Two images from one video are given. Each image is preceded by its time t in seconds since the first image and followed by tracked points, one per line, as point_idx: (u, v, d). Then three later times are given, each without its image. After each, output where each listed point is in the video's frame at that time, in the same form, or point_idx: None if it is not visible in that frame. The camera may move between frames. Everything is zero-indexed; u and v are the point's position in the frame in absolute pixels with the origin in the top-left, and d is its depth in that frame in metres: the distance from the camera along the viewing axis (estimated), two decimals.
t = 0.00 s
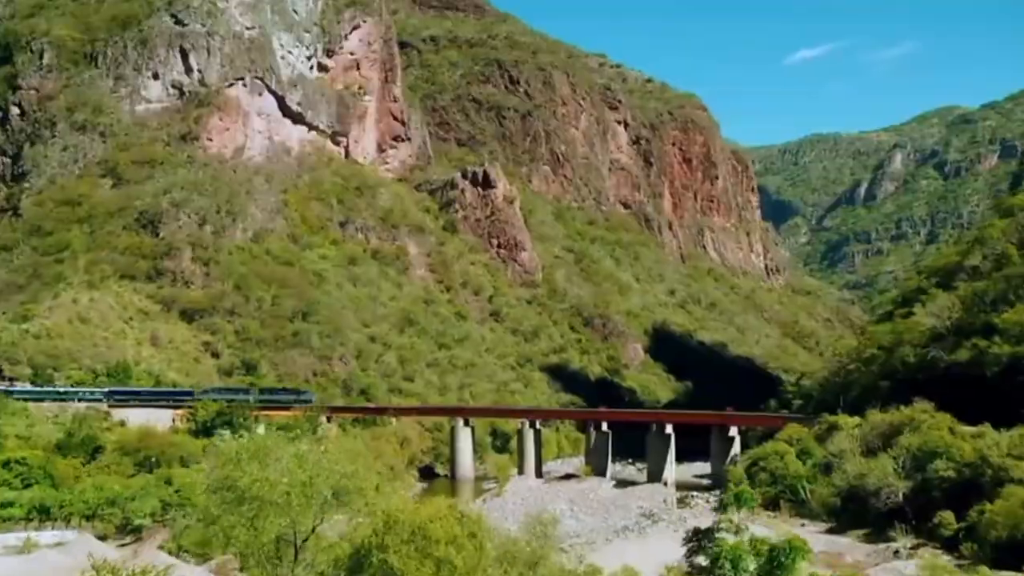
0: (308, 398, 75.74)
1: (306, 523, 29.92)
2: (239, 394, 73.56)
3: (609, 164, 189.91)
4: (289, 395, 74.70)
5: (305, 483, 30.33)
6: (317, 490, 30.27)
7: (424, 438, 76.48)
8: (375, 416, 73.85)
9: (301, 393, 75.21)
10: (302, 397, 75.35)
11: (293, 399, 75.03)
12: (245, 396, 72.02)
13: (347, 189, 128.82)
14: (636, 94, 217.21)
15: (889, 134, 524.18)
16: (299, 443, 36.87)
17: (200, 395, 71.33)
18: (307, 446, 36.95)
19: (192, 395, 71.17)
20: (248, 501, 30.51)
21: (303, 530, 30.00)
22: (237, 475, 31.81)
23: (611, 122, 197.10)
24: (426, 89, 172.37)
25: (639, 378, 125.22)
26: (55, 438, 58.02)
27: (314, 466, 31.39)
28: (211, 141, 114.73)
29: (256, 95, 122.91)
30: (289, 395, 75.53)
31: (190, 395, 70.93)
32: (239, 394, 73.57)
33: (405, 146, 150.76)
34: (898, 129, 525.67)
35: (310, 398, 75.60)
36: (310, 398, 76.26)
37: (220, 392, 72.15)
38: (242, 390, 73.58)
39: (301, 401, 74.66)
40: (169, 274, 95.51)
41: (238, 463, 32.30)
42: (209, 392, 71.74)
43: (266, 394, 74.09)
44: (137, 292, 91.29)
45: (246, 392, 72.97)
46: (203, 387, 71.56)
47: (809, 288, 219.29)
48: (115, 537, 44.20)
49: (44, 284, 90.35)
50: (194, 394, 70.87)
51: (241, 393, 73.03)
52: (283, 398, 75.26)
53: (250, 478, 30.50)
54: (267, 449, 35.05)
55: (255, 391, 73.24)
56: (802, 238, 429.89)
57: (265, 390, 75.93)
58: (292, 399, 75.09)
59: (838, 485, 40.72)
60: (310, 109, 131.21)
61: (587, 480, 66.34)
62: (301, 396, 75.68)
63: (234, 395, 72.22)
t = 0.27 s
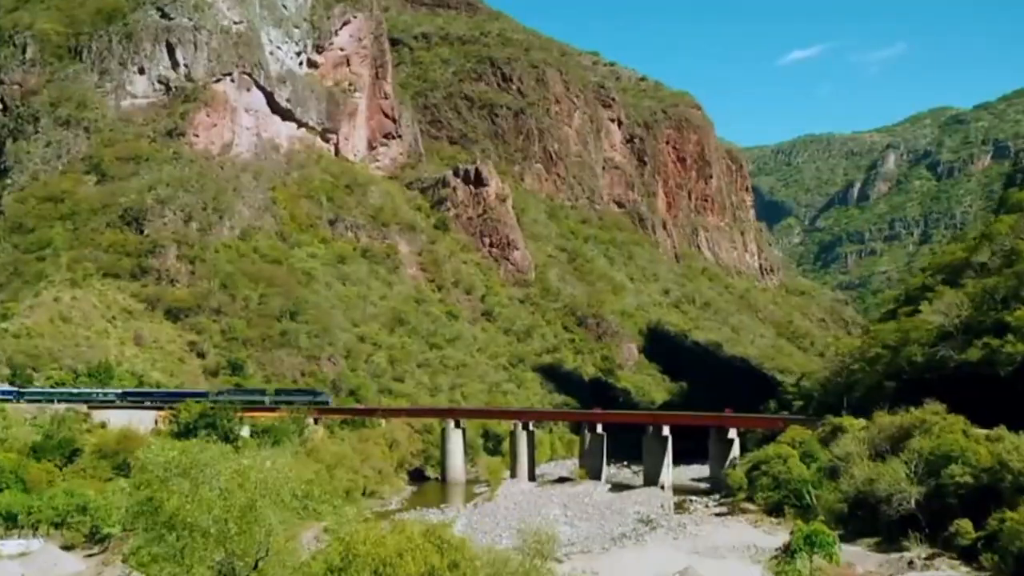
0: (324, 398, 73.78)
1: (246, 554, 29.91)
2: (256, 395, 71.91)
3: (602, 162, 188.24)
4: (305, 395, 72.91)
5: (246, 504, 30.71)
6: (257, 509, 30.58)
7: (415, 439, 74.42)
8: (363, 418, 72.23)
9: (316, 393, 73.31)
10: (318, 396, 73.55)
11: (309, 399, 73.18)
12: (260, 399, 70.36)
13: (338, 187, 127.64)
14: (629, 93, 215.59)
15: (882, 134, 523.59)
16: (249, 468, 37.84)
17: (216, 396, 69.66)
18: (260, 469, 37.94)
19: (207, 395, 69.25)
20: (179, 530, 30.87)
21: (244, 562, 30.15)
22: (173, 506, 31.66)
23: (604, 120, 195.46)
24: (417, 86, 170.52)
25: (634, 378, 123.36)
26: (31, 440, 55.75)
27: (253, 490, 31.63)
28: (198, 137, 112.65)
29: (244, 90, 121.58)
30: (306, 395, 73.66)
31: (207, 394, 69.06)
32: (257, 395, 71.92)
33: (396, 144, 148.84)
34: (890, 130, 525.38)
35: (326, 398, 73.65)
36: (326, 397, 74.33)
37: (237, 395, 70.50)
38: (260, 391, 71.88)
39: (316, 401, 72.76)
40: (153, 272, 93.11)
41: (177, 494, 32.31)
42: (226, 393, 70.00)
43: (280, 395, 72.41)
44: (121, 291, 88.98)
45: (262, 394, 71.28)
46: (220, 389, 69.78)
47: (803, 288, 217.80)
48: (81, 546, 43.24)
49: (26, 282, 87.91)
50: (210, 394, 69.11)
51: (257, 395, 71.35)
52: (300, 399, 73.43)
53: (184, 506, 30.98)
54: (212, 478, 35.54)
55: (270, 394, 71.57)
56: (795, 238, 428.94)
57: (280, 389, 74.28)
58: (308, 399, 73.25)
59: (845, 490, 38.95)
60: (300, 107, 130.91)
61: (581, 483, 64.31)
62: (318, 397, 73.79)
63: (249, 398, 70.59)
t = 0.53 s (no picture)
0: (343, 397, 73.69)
1: None
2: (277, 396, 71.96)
3: (600, 161, 186.72)
4: (324, 394, 72.86)
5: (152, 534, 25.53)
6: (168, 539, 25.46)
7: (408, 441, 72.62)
8: (355, 419, 70.63)
9: (335, 392, 73.16)
10: (338, 396, 73.45)
11: (329, 399, 73.02)
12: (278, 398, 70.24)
13: (331, 184, 126.26)
14: (627, 91, 214.02)
15: (881, 134, 522.29)
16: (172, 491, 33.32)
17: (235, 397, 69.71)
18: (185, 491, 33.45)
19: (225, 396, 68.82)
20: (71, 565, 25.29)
21: None
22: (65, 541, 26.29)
23: (602, 119, 193.98)
24: (413, 83, 168.68)
25: (632, 379, 121.73)
26: (12, 442, 53.71)
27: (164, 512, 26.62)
28: (189, 133, 110.87)
29: (236, 86, 119.90)
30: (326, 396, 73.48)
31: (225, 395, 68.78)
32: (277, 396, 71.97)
33: (392, 142, 147.01)
34: (888, 130, 524.53)
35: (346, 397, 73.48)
36: (346, 398, 74.27)
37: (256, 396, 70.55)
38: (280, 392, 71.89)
39: (335, 399, 72.52)
40: (143, 270, 91.31)
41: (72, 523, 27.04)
42: (243, 394, 70.16)
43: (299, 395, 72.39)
44: (109, 289, 87.14)
45: (281, 395, 71.19)
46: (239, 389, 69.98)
47: (802, 288, 216.29)
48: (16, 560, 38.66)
49: (12, 280, 85.91)
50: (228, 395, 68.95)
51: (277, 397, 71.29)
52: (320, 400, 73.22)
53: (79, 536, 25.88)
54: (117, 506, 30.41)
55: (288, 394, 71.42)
56: (793, 238, 427.64)
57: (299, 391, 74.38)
58: (328, 399, 73.00)
59: (854, 495, 37.26)
60: (294, 103, 129.50)
61: (578, 485, 62.61)
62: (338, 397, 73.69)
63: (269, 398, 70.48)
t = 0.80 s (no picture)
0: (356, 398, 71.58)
1: None
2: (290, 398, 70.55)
3: (591, 160, 185.32)
4: (334, 395, 70.98)
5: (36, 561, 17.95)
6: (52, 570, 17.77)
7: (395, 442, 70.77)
8: (340, 420, 69.08)
9: (345, 392, 71.18)
10: (349, 397, 71.35)
11: (339, 400, 71.06)
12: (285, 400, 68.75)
13: (319, 182, 124.67)
14: (619, 89, 212.78)
15: (872, 134, 521.98)
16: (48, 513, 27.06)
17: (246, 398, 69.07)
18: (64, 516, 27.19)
19: (233, 397, 68.09)
20: None
21: None
22: None
23: (593, 117, 192.69)
24: (402, 81, 166.91)
25: (623, 379, 120.17)
26: None
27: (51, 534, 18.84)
28: (174, 129, 109.14)
29: (223, 81, 117.80)
30: (337, 397, 71.51)
31: (232, 396, 68.02)
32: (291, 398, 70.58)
33: (381, 139, 145.13)
34: (878, 131, 524.55)
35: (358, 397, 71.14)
36: (358, 399, 72.05)
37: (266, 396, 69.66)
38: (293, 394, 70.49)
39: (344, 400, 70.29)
40: (125, 267, 89.51)
41: None
42: (252, 394, 69.61)
43: (310, 397, 70.87)
44: (90, 287, 85.34)
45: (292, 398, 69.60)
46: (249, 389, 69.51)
47: (794, 289, 215.12)
48: None
49: None
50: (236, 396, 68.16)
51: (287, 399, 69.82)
52: (332, 402, 71.22)
53: None
54: None
55: (298, 397, 69.80)
56: (785, 239, 426.84)
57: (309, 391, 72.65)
58: (338, 401, 71.01)
59: (855, 498, 35.70)
60: (281, 100, 127.79)
61: (569, 488, 61.11)
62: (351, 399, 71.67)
63: (278, 400, 69.05)
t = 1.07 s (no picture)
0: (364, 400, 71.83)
1: None
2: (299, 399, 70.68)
3: (579, 159, 183.93)
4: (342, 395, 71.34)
5: None
6: None
7: (378, 444, 69.10)
8: (322, 422, 67.54)
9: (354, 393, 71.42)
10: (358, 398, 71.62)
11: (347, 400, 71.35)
12: (295, 399, 68.83)
13: (303, 179, 122.97)
14: (607, 88, 211.39)
15: (860, 135, 521.99)
16: None
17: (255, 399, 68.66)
18: None
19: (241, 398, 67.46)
20: None
21: None
22: None
23: (581, 115, 191.26)
24: (389, 78, 165.19)
25: (611, 379, 118.74)
26: None
27: None
28: (155, 125, 107.26)
29: (205, 77, 116.10)
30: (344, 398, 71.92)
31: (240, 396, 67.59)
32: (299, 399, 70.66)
33: (366, 136, 143.28)
34: (865, 132, 524.83)
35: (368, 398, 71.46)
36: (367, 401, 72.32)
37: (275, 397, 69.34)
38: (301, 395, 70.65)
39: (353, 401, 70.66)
40: (104, 266, 87.60)
41: None
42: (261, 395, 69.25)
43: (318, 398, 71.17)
44: (68, 286, 83.33)
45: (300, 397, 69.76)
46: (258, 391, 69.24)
47: (782, 289, 214.15)
48: None
49: None
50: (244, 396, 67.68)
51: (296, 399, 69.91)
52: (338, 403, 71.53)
53: None
54: None
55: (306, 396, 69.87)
56: (772, 239, 426.16)
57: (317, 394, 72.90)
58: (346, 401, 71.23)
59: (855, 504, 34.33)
60: (265, 96, 126.06)
61: (557, 491, 59.64)
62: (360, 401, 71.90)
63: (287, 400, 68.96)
